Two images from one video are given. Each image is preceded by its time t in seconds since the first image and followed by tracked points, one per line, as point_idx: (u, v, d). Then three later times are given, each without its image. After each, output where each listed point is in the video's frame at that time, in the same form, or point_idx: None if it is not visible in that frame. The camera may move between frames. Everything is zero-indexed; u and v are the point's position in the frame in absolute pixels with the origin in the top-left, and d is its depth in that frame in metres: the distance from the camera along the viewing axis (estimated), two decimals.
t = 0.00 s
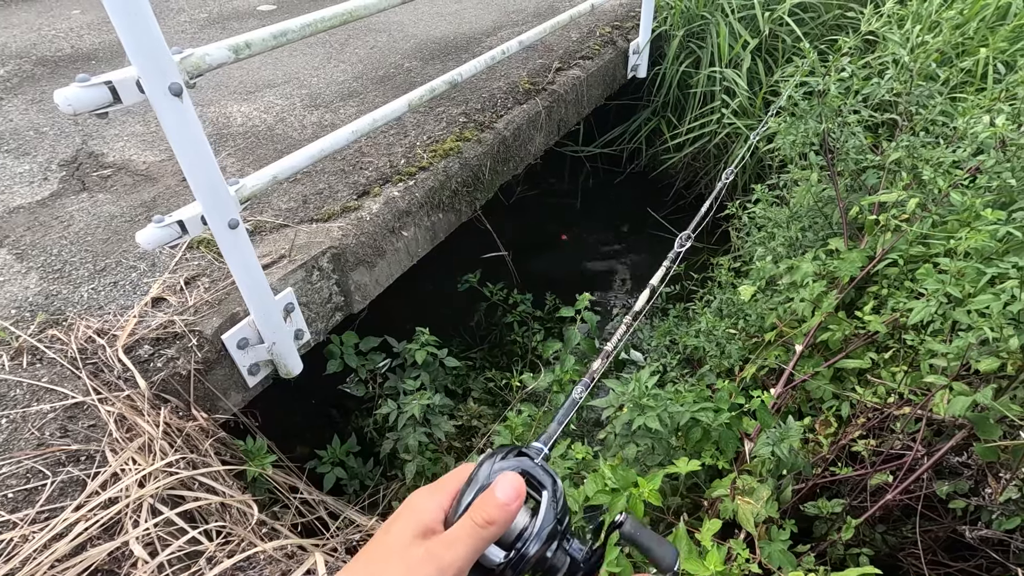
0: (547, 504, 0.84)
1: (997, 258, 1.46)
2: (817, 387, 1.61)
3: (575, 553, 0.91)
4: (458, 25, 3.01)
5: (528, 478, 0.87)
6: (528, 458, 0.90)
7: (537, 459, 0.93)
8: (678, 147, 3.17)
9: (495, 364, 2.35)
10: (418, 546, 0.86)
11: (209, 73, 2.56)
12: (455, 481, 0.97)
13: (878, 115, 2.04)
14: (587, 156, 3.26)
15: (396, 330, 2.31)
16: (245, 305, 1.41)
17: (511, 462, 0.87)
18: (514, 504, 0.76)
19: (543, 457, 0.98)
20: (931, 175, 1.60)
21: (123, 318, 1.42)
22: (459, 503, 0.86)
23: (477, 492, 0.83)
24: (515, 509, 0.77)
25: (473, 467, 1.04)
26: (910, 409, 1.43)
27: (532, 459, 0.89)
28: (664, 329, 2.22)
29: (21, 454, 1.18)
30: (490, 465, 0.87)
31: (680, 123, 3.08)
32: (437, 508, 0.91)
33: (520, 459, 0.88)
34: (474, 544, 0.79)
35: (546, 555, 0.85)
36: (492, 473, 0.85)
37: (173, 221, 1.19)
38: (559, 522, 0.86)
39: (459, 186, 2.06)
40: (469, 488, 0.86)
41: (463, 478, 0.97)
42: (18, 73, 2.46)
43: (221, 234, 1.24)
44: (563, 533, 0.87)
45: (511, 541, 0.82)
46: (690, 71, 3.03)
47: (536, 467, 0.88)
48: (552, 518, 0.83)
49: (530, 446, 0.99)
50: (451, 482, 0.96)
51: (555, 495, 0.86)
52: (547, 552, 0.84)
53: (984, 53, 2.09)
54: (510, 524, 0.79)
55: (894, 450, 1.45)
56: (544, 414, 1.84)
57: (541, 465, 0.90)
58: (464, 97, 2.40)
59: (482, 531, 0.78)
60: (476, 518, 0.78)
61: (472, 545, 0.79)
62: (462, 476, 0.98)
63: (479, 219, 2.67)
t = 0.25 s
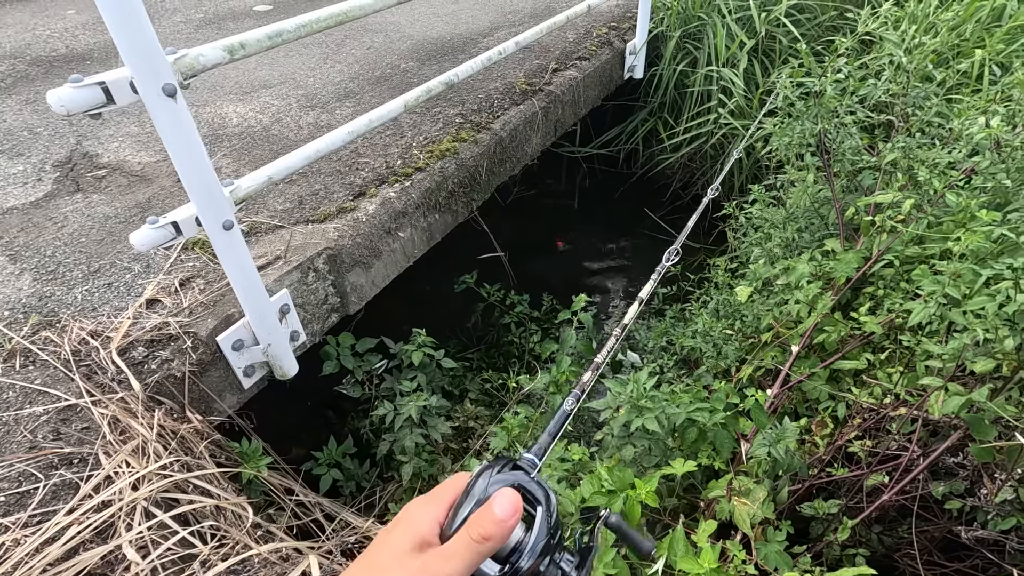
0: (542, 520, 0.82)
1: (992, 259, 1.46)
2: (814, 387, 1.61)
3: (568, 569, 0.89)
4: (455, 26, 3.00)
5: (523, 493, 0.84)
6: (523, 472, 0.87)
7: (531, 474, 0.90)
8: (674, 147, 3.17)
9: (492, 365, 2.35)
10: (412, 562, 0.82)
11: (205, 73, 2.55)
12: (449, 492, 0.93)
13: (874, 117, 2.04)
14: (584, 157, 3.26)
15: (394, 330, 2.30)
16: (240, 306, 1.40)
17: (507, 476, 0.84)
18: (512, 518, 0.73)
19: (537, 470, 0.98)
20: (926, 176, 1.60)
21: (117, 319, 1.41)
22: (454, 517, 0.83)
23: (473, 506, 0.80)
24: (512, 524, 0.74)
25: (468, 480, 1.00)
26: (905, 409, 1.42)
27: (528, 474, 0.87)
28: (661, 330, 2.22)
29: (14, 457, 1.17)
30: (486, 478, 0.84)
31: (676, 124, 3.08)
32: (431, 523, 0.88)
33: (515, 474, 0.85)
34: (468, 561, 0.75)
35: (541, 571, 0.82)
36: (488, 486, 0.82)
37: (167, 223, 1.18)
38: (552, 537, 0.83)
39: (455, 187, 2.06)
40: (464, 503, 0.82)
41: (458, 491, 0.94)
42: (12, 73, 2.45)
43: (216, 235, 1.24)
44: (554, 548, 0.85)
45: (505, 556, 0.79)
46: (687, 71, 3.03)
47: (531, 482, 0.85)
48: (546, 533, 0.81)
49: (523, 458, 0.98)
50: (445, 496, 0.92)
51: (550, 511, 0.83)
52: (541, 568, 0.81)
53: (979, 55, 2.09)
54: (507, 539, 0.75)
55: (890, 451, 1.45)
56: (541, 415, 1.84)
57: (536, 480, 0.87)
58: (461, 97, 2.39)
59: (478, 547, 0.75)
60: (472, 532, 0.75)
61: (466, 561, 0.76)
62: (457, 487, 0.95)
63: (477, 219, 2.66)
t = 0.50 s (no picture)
0: (540, 536, 0.81)
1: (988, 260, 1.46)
2: (811, 388, 1.61)
3: None
4: (452, 26, 3.00)
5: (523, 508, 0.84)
6: (524, 486, 0.86)
7: (533, 489, 0.89)
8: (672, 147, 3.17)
9: (490, 366, 2.35)
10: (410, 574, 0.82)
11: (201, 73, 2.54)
12: (451, 503, 0.93)
13: (871, 118, 2.04)
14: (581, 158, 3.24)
15: (390, 331, 2.30)
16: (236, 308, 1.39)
17: (507, 490, 0.83)
18: (511, 533, 0.73)
19: (539, 485, 0.92)
20: (923, 178, 1.60)
21: (112, 321, 1.40)
22: (454, 530, 0.83)
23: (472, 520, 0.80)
24: (511, 539, 0.73)
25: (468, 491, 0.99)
26: (902, 410, 1.44)
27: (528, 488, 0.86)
28: (658, 331, 2.22)
29: (7, 460, 1.16)
30: (485, 492, 0.83)
31: (674, 124, 3.08)
32: (430, 535, 0.87)
33: (515, 488, 0.84)
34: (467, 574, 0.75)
35: None
36: (488, 500, 0.81)
37: (161, 224, 1.18)
38: (550, 552, 0.82)
39: (453, 188, 2.06)
40: (464, 516, 0.82)
41: (458, 503, 0.94)
42: (7, 73, 2.44)
43: (211, 236, 1.23)
44: (551, 563, 0.84)
45: (502, 570, 0.78)
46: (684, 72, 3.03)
47: (531, 497, 0.84)
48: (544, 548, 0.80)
49: (525, 472, 0.93)
50: (445, 508, 0.92)
51: (549, 527, 0.82)
52: None
53: (976, 57, 2.10)
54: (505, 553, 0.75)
55: (887, 452, 1.45)
56: (538, 415, 1.84)
57: (537, 495, 0.86)
58: (458, 98, 2.39)
59: (476, 559, 0.74)
60: (472, 545, 0.74)
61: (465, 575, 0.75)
62: (459, 497, 0.94)
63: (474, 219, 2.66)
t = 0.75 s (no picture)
0: (543, 534, 0.81)
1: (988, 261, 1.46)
2: (811, 389, 1.61)
3: None
4: (452, 26, 3.00)
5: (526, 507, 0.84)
6: (527, 486, 0.86)
7: (535, 489, 0.88)
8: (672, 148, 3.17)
9: (490, 367, 2.35)
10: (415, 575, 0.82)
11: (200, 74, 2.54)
12: (453, 503, 0.93)
13: (871, 119, 2.04)
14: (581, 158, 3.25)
15: (390, 332, 2.30)
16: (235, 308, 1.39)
17: (510, 489, 0.83)
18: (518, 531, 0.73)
19: (540, 485, 0.93)
20: (923, 179, 1.60)
21: (110, 322, 1.40)
22: (458, 530, 0.82)
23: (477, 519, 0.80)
24: (517, 538, 0.74)
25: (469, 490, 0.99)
26: (903, 411, 1.43)
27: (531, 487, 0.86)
28: (658, 332, 2.21)
29: (4, 461, 1.16)
30: (489, 491, 0.83)
31: (674, 125, 3.08)
32: (433, 536, 0.87)
33: (518, 487, 0.84)
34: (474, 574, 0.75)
35: None
36: (492, 500, 0.81)
37: (160, 224, 1.17)
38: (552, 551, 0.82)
39: (452, 188, 2.05)
40: (468, 515, 0.82)
41: (460, 503, 0.93)
42: (6, 73, 2.43)
43: (210, 237, 1.23)
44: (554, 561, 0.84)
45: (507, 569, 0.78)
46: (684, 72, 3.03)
47: (535, 497, 0.83)
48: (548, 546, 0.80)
49: (525, 471, 0.93)
50: (447, 507, 0.92)
51: (552, 526, 0.82)
52: None
53: (976, 57, 2.10)
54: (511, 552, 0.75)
55: (887, 453, 1.45)
56: (538, 416, 1.84)
57: (540, 495, 0.85)
58: (458, 98, 2.39)
59: (483, 559, 0.74)
60: (479, 545, 0.74)
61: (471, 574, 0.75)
62: (461, 499, 0.94)
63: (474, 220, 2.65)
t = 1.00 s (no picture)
0: (541, 536, 0.81)
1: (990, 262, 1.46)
2: (812, 390, 1.61)
3: None
4: (452, 26, 2.99)
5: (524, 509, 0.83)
6: (525, 487, 0.86)
7: (534, 488, 0.89)
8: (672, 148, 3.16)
9: (490, 367, 2.34)
10: None
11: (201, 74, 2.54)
12: (451, 503, 0.93)
13: (872, 120, 2.04)
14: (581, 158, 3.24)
15: (390, 333, 2.29)
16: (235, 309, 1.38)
17: (508, 491, 0.83)
18: (513, 535, 0.73)
19: (539, 484, 0.92)
20: (924, 179, 1.60)
21: (110, 322, 1.39)
22: (455, 532, 0.82)
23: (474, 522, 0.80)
24: (513, 542, 0.73)
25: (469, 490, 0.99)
26: (903, 413, 1.42)
27: (529, 489, 0.86)
28: (659, 332, 2.21)
29: (4, 463, 1.15)
30: (487, 493, 0.83)
31: (674, 125, 3.07)
32: (431, 537, 0.87)
33: (516, 488, 0.84)
34: None
35: None
36: (490, 501, 0.81)
37: (160, 225, 1.17)
38: (551, 551, 0.82)
39: (453, 188, 2.05)
40: (465, 518, 0.82)
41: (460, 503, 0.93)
42: (6, 73, 2.43)
43: (210, 237, 1.22)
44: (553, 562, 0.84)
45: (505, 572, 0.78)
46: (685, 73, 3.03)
47: (532, 497, 0.84)
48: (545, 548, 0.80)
49: (524, 470, 0.93)
50: (446, 508, 0.92)
51: (550, 527, 0.82)
52: None
53: (977, 58, 2.09)
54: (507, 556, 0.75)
55: (889, 455, 1.44)
56: (538, 417, 1.84)
57: (538, 496, 0.86)
58: (458, 98, 2.38)
59: (478, 563, 0.74)
60: (473, 549, 0.74)
61: None
62: (459, 498, 0.94)
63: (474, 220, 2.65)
